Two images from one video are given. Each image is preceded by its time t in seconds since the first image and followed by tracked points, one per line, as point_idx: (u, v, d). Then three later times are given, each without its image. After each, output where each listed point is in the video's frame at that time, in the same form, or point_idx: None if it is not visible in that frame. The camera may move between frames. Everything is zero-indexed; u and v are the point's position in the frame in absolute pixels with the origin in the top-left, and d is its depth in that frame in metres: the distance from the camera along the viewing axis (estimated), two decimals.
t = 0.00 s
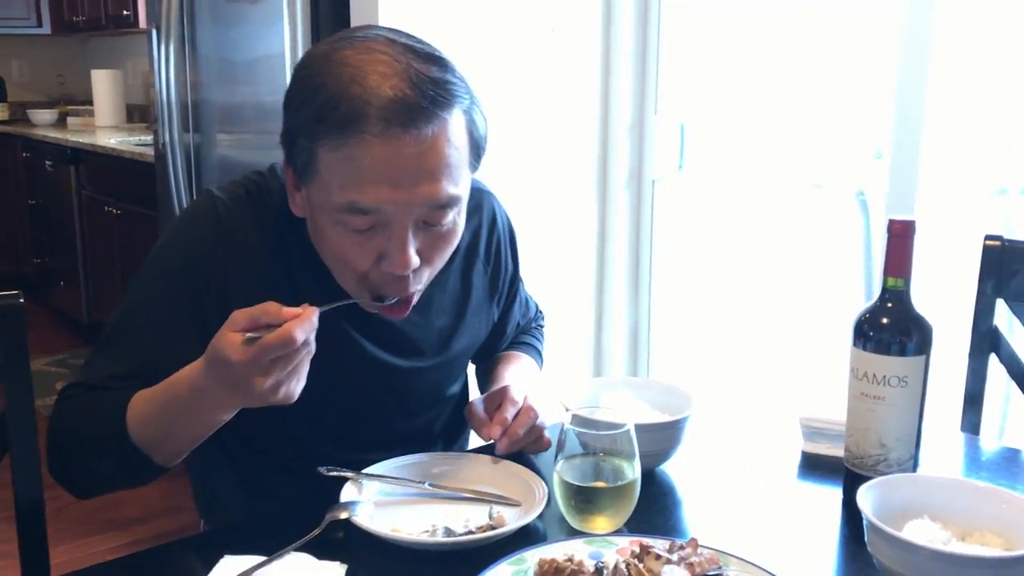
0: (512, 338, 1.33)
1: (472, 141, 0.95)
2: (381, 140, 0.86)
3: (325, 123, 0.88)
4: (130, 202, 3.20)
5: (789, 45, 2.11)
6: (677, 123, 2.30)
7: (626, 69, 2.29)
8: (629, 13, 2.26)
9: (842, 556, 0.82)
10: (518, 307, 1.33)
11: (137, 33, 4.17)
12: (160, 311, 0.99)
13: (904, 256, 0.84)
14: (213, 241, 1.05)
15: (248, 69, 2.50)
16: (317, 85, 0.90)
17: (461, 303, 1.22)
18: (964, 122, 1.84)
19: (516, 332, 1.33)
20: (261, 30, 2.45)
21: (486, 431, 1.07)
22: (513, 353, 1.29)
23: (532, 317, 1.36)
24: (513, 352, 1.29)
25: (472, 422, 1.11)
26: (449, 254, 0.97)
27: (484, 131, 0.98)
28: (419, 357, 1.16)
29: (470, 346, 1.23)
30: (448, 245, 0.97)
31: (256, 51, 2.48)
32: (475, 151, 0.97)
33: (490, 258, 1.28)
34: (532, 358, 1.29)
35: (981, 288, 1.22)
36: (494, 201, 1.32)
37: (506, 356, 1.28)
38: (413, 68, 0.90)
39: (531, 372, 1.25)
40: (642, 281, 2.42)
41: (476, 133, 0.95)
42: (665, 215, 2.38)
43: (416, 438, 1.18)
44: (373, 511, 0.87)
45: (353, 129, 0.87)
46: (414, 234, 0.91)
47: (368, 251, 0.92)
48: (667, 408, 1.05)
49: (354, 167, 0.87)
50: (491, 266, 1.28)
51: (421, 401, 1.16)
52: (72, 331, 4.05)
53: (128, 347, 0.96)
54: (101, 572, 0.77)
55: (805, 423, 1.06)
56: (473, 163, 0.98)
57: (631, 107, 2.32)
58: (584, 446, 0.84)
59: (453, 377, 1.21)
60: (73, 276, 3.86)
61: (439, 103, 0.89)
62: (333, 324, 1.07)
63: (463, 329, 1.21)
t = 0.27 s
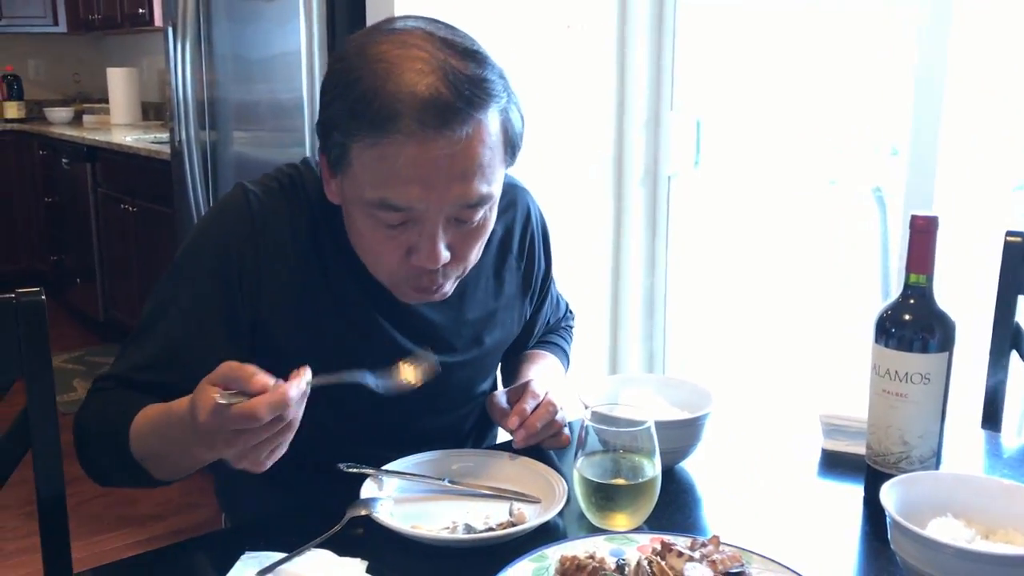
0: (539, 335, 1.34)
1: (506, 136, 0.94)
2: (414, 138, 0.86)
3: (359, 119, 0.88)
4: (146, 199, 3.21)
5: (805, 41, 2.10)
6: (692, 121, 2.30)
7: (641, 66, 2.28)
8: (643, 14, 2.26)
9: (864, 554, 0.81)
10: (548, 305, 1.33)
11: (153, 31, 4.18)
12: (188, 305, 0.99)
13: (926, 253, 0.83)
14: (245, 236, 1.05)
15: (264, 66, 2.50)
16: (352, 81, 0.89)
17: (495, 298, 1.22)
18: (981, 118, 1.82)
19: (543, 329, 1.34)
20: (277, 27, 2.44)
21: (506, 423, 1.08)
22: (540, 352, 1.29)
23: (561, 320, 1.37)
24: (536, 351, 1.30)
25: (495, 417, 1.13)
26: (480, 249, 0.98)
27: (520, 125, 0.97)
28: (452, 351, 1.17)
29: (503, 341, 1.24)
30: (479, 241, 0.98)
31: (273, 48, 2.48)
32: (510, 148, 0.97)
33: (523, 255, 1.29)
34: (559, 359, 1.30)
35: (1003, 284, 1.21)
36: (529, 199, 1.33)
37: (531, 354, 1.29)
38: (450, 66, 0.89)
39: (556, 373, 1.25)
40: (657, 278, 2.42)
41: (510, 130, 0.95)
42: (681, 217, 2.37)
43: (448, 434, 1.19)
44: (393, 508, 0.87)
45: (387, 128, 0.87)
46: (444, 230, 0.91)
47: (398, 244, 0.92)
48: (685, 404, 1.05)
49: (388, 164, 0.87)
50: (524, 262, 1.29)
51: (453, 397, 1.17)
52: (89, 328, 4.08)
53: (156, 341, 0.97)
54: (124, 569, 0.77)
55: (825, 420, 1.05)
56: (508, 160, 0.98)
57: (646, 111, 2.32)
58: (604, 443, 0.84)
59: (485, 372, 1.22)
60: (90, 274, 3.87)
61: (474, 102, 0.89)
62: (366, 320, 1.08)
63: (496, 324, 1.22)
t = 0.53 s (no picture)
0: (547, 323, 1.33)
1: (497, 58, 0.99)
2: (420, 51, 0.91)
3: (361, 45, 0.93)
4: (155, 195, 3.22)
5: (814, 36, 2.10)
6: (700, 116, 2.29)
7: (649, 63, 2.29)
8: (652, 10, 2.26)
9: (875, 549, 0.82)
10: (552, 284, 1.34)
11: (162, 28, 4.19)
12: (191, 289, 1.06)
13: (939, 249, 0.83)
14: (241, 216, 1.10)
15: (273, 61, 2.57)
16: (352, 15, 0.96)
17: (494, 266, 1.24)
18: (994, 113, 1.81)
19: (551, 316, 1.33)
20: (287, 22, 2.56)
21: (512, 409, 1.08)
22: (545, 353, 1.28)
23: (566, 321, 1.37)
24: (544, 352, 1.28)
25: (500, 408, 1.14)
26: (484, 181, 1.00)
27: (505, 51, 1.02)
28: (451, 311, 1.18)
29: (506, 313, 1.25)
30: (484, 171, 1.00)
31: (281, 44, 2.57)
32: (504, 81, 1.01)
33: (522, 230, 1.30)
34: (566, 360, 1.27)
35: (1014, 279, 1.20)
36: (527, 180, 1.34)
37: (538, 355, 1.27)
38: None
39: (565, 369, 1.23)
40: (665, 273, 2.42)
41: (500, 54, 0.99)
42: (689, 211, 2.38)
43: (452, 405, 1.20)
44: (404, 502, 0.88)
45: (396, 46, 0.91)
46: (455, 145, 0.92)
47: (411, 168, 0.93)
48: (695, 399, 1.05)
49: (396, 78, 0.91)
50: (524, 238, 1.30)
51: (456, 363, 1.18)
52: (98, 324, 4.09)
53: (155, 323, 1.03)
54: (141, 562, 0.78)
55: (835, 416, 1.05)
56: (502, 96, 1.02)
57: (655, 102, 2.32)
58: (615, 439, 0.84)
59: (489, 344, 1.22)
60: (99, 270, 3.89)
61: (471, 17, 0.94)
62: (357, 276, 1.11)
63: (496, 292, 1.23)
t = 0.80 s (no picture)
0: (541, 312, 1.31)
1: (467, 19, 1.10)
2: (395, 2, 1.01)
3: (342, 10, 1.03)
4: (160, 198, 3.22)
5: (820, 39, 2.10)
6: (706, 118, 2.31)
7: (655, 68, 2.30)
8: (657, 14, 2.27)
9: (883, 553, 0.81)
10: (544, 273, 1.32)
11: (168, 30, 4.20)
12: (190, 283, 1.07)
13: (947, 252, 0.83)
14: (237, 210, 1.11)
15: (279, 64, 2.56)
16: None
17: (482, 251, 1.23)
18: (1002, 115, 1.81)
19: (546, 306, 1.31)
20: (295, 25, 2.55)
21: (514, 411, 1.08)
22: (548, 357, 1.26)
23: (566, 319, 1.34)
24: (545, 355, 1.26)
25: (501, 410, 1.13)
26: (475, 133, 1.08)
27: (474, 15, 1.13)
28: (441, 294, 1.18)
29: (496, 297, 1.24)
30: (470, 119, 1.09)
31: (286, 47, 2.57)
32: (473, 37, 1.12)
33: (511, 218, 1.29)
34: (568, 363, 1.25)
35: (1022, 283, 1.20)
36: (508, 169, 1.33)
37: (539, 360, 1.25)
38: None
39: (569, 376, 1.21)
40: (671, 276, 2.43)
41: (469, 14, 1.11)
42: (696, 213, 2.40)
43: (450, 396, 1.19)
44: (412, 507, 0.87)
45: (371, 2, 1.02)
46: (442, 91, 1.03)
47: (405, 117, 1.03)
48: (704, 403, 1.05)
49: (377, 29, 1.01)
50: (513, 225, 1.29)
51: (448, 349, 1.17)
52: (104, 326, 4.10)
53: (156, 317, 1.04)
54: (145, 564, 0.78)
55: (842, 419, 1.05)
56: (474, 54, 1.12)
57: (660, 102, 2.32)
58: (621, 443, 0.84)
59: (481, 330, 1.21)
60: (105, 272, 3.90)
61: None
62: (347, 259, 1.12)
63: (485, 277, 1.22)
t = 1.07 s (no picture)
0: (543, 322, 1.31)
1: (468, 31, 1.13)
2: (400, 4, 1.04)
3: (347, 11, 1.05)
4: (169, 208, 3.24)
5: (826, 52, 2.10)
6: (713, 131, 2.31)
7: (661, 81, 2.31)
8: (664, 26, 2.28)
9: (889, 568, 0.82)
10: (545, 283, 1.32)
11: (177, 42, 4.22)
12: (196, 297, 1.08)
13: (953, 267, 0.83)
14: (241, 224, 1.12)
15: (287, 75, 2.59)
16: None
17: (483, 260, 1.23)
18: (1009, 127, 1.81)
19: (548, 317, 1.32)
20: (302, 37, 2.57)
21: (521, 423, 1.08)
22: (551, 369, 1.26)
23: (566, 331, 1.34)
24: (549, 367, 1.26)
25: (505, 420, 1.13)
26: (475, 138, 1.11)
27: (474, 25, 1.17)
28: (443, 304, 1.18)
29: (497, 305, 1.24)
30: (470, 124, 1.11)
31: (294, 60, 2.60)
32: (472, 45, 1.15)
33: (512, 229, 1.30)
34: (571, 374, 1.26)
35: None
36: (509, 180, 1.34)
37: (542, 372, 1.26)
38: None
39: (573, 388, 1.21)
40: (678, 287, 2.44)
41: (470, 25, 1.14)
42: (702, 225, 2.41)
43: (453, 405, 1.18)
44: (420, 519, 0.88)
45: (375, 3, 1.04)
46: (445, 91, 1.05)
47: (408, 117, 1.05)
48: (711, 416, 1.05)
49: (382, 29, 1.04)
50: (514, 235, 1.29)
51: (450, 357, 1.17)
52: (111, 335, 4.11)
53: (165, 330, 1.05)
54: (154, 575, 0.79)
55: (848, 433, 1.05)
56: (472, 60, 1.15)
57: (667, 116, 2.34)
58: (630, 455, 0.84)
59: (483, 339, 1.20)
60: (113, 281, 3.91)
61: None
62: (349, 267, 1.13)
63: (487, 287, 1.22)
